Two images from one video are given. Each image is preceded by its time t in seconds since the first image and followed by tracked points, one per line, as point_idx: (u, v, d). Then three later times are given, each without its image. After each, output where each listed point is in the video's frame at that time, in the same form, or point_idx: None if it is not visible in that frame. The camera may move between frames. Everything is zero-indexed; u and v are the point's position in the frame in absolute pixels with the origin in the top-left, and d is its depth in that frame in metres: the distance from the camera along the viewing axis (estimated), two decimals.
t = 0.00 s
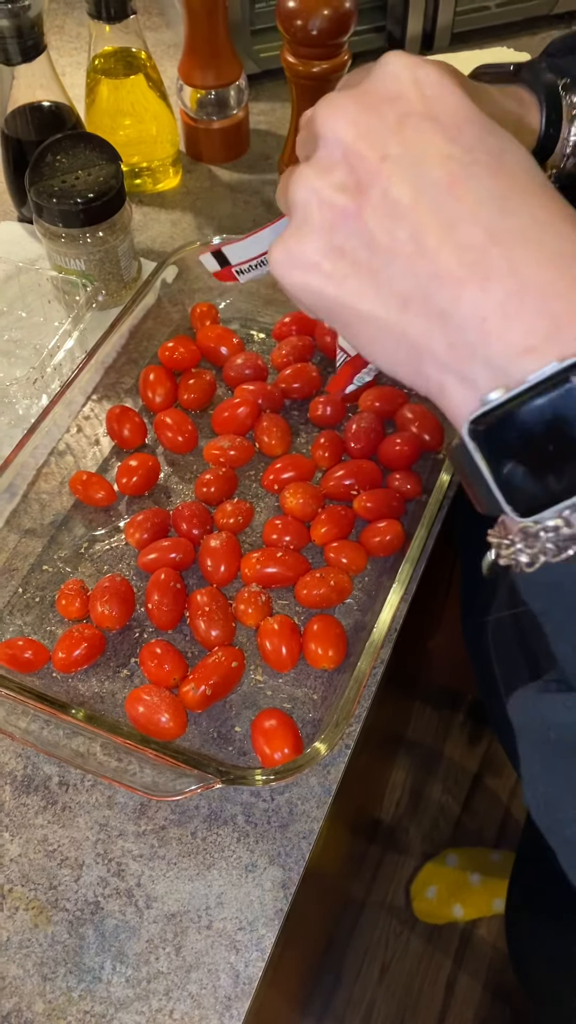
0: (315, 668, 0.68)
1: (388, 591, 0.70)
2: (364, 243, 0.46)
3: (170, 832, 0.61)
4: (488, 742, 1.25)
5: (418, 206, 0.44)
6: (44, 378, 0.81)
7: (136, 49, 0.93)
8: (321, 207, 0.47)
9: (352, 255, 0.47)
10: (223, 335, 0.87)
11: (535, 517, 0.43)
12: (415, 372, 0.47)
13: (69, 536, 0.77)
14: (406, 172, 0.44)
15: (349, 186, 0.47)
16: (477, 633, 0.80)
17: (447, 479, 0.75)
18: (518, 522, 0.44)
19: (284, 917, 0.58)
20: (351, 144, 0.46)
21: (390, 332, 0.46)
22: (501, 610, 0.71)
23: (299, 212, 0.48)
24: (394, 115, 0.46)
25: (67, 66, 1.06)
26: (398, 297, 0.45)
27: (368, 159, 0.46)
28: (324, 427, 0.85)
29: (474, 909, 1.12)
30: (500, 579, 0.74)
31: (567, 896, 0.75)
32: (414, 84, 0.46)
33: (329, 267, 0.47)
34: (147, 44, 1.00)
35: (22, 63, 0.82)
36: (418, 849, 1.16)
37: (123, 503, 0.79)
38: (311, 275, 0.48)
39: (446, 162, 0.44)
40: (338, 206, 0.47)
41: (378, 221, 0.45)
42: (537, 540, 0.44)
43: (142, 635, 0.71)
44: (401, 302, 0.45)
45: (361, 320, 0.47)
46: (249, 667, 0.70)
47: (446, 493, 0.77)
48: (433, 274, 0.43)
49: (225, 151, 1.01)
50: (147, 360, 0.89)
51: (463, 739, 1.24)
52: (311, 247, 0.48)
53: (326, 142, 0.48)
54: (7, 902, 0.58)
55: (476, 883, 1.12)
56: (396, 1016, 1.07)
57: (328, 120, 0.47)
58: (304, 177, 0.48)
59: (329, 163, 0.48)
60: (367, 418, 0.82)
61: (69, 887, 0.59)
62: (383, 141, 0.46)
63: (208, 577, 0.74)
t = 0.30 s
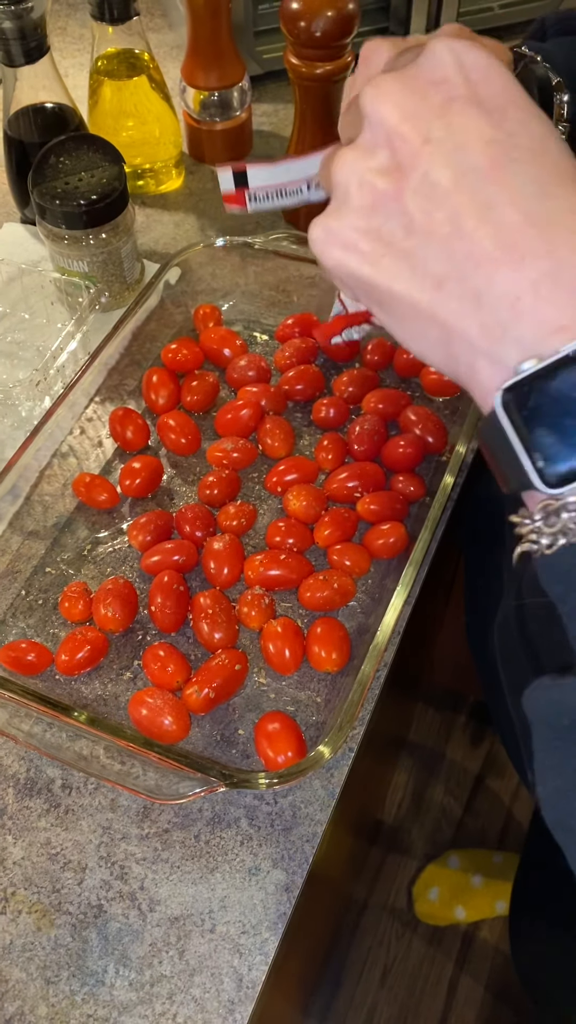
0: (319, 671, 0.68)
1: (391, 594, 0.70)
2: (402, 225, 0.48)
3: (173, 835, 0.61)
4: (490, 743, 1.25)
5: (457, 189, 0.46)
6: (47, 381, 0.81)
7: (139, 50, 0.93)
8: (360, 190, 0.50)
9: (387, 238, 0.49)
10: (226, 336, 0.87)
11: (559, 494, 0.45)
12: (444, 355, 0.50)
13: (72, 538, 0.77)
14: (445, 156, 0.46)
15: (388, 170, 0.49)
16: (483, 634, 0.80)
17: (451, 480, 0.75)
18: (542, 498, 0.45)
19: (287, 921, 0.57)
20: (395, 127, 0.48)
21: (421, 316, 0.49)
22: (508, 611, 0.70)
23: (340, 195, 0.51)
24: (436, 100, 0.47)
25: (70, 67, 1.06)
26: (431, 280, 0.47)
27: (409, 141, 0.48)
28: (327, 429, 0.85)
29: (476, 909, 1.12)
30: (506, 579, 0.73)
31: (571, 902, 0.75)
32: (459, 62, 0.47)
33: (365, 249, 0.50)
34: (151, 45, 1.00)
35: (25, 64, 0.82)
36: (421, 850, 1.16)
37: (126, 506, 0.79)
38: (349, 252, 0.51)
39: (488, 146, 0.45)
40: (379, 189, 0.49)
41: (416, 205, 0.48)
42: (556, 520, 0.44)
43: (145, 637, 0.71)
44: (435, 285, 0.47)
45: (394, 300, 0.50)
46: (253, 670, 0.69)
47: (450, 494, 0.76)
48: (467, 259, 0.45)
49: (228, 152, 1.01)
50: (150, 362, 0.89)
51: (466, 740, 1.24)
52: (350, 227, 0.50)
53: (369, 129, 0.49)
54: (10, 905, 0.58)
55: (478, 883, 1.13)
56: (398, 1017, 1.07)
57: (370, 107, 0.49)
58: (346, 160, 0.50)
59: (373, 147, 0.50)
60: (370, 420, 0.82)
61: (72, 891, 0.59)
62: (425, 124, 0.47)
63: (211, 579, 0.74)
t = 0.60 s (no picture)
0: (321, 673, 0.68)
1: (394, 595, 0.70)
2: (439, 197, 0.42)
3: (175, 837, 0.61)
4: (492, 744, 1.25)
5: (499, 160, 0.41)
6: (49, 381, 0.81)
7: (142, 50, 0.92)
8: (398, 161, 0.43)
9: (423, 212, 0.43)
10: (228, 337, 0.87)
11: None
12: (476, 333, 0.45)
13: (74, 539, 0.77)
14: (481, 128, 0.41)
15: (428, 142, 0.42)
16: (485, 635, 0.80)
17: (454, 481, 0.74)
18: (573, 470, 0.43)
19: (290, 922, 0.57)
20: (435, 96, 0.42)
21: (456, 287, 0.43)
22: (511, 611, 0.70)
23: (368, 154, 0.44)
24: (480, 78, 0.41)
25: (72, 68, 1.06)
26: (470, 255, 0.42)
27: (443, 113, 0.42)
28: (329, 430, 0.85)
29: (477, 910, 1.12)
30: (509, 579, 0.73)
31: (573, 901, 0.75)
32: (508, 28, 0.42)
33: (395, 216, 0.43)
34: (153, 46, 1.00)
35: (28, 65, 0.82)
36: (423, 851, 1.16)
37: (128, 507, 0.79)
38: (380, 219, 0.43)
39: (532, 118, 0.41)
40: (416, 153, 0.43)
41: (456, 177, 0.42)
42: None
43: (148, 638, 0.71)
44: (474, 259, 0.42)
45: (427, 273, 0.43)
46: (255, 672, 0.69)
47: (453, 495, 0.76)
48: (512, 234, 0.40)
49: (231, 152, 1.01)
50: (152, 362, 0.89)
51: (467, 741, 1.24)
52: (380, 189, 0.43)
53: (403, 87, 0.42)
54: (13, 906, 0.58)
55: (479, 883, 1.13)
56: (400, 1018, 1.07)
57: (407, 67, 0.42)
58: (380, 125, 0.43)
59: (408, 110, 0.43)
60: (372, 420, 0.82)
61: (74, 892, 0.58)
62: (469, 95, 0.42)
63: (214, 580, 0.74)
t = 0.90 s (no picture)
0: (323, 671, 0.68)
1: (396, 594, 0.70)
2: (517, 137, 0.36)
3: (177, 835, 0.61)
4: (493, 744, 1.25)
5: None
6: (52, 380, 0.81)
7: (144, 50, 0.93)
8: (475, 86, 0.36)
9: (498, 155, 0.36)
10: (230, 337, 0.87)
11: None
12: (552, 297, 0.37)
13: (77, 538, 0.77)
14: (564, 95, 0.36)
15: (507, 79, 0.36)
16: (486, 633, 0.80)
17: (456, 480, 0.75)
18: None
19: (292, 921, 0.57)
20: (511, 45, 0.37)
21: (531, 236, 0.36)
22: (513, 609, 0.70)
23: (441, 104, 0.37)
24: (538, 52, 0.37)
25: (75, 67, 1.06)
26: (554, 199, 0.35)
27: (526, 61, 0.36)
28: (331, 429, 0.85)
29: (479, 910, 1.11)
30: (511, 577, 0.73)
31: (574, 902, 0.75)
32: (558, 9, 0.44)
33: (474, 156, 0.36)
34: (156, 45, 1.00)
35: (31, 64, 0.82)
36: (424, 850, 1.16)
37: (131, 505, 0.79)
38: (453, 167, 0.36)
39: None
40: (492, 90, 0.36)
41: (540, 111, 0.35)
42: None
43: (150, 636, 0.71)
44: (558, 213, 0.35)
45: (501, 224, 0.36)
46: (257, 670, 0.69)
47: (455, 494, 0.76)
48: None
49: (234, 152, 1.01)
50: (155, 361, 0.89)
51: (469, 741, 1.24)
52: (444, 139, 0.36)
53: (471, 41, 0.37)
54: (15, 904, 0.58)
55: (481, 883, 1.12)
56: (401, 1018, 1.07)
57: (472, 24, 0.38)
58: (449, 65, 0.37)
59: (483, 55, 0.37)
60: (374, 420, 0.82)
61: (76, 890, 0.59)
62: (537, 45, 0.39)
63: (216, 579, 0.74)
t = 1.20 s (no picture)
0: (324, 669, 0.68)
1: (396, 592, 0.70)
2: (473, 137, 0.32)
3: (178, 833, 0.61)
4: (494, 744, 1.24)
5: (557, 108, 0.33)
6: (53, 378, 0.82)
7: (145, 49, 0.93)
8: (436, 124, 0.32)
9: (453, 169, 0.33)
10: (231, 335, 0.87)
11: None
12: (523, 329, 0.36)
13: (77, 536, 0.77)
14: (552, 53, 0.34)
15: (472, 105, 0.32)
16: (490, 635, 0.80)
17: (457, 480, 0.75)
18: None
19: (292, 919, 0.57)
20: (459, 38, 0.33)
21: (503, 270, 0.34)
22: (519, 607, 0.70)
23: (402, 135, 0.33)
24: (533, 27, 0.35)
25: (76, 66, 1.06)
26: (502, 198, 0.32)
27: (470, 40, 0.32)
28: (332, 428, 0.85)
29: (480, 909, 1.11)
30: (513, 578, 0.73)
31: None
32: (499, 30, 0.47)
33: (438, 188, 0.34)
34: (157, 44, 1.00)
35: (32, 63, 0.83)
36: (425, 850, 1.16)
37: (132, 503, 0.79)
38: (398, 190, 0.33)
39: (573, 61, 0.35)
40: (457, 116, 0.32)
41: (515, 133, 0.32)
42: None
43: (151, 634, 0.71)
44: (524, 226, 0.33)
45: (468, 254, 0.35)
46: (258, 667, 0.69)
47: (456, 493, 0.76)
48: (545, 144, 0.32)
49: (235, 151, 1.01)
50: (155, 360, 0.89)
51: (469, 740, 1.24)
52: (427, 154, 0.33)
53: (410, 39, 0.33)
54: (15, 901, 0.58)
55: (481, 883, 1.12)
56: (401, 1017, 1.07)
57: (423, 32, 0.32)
58: (434, 28, 0.33)
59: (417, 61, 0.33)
60: (375, 418, 0.82)
61: (76, 887, 0.59)
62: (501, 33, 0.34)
63: (217, 577, 0.74)
